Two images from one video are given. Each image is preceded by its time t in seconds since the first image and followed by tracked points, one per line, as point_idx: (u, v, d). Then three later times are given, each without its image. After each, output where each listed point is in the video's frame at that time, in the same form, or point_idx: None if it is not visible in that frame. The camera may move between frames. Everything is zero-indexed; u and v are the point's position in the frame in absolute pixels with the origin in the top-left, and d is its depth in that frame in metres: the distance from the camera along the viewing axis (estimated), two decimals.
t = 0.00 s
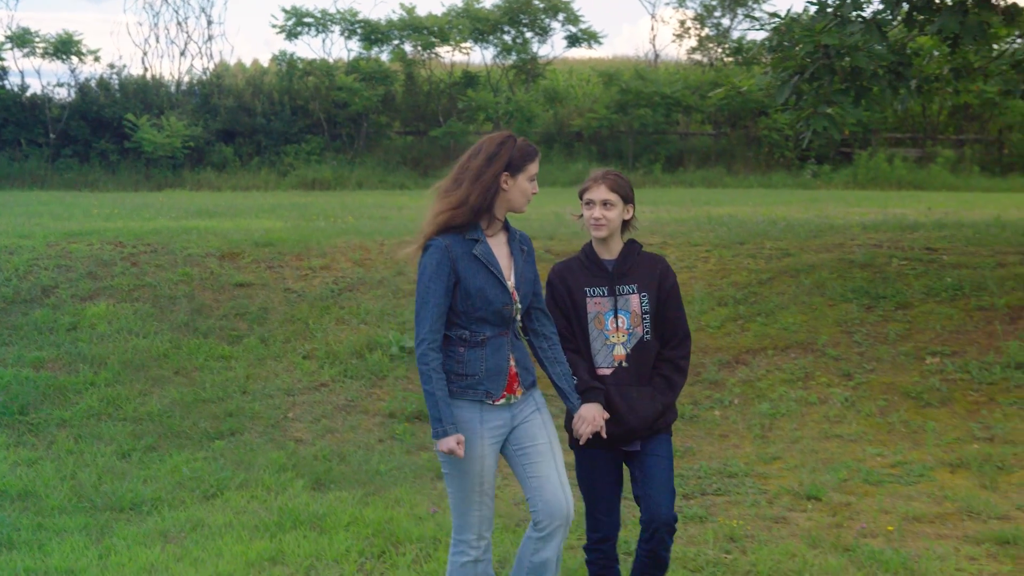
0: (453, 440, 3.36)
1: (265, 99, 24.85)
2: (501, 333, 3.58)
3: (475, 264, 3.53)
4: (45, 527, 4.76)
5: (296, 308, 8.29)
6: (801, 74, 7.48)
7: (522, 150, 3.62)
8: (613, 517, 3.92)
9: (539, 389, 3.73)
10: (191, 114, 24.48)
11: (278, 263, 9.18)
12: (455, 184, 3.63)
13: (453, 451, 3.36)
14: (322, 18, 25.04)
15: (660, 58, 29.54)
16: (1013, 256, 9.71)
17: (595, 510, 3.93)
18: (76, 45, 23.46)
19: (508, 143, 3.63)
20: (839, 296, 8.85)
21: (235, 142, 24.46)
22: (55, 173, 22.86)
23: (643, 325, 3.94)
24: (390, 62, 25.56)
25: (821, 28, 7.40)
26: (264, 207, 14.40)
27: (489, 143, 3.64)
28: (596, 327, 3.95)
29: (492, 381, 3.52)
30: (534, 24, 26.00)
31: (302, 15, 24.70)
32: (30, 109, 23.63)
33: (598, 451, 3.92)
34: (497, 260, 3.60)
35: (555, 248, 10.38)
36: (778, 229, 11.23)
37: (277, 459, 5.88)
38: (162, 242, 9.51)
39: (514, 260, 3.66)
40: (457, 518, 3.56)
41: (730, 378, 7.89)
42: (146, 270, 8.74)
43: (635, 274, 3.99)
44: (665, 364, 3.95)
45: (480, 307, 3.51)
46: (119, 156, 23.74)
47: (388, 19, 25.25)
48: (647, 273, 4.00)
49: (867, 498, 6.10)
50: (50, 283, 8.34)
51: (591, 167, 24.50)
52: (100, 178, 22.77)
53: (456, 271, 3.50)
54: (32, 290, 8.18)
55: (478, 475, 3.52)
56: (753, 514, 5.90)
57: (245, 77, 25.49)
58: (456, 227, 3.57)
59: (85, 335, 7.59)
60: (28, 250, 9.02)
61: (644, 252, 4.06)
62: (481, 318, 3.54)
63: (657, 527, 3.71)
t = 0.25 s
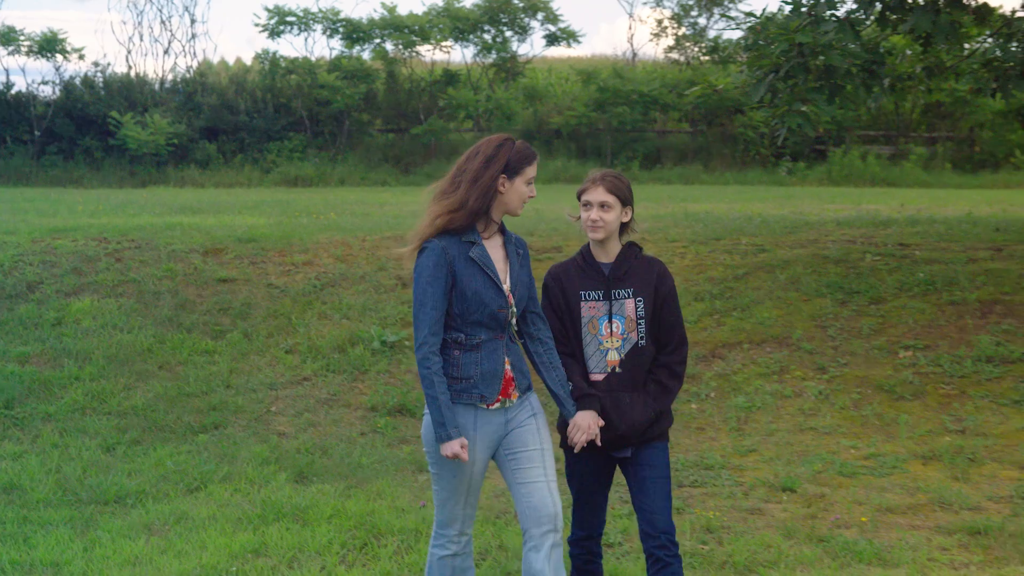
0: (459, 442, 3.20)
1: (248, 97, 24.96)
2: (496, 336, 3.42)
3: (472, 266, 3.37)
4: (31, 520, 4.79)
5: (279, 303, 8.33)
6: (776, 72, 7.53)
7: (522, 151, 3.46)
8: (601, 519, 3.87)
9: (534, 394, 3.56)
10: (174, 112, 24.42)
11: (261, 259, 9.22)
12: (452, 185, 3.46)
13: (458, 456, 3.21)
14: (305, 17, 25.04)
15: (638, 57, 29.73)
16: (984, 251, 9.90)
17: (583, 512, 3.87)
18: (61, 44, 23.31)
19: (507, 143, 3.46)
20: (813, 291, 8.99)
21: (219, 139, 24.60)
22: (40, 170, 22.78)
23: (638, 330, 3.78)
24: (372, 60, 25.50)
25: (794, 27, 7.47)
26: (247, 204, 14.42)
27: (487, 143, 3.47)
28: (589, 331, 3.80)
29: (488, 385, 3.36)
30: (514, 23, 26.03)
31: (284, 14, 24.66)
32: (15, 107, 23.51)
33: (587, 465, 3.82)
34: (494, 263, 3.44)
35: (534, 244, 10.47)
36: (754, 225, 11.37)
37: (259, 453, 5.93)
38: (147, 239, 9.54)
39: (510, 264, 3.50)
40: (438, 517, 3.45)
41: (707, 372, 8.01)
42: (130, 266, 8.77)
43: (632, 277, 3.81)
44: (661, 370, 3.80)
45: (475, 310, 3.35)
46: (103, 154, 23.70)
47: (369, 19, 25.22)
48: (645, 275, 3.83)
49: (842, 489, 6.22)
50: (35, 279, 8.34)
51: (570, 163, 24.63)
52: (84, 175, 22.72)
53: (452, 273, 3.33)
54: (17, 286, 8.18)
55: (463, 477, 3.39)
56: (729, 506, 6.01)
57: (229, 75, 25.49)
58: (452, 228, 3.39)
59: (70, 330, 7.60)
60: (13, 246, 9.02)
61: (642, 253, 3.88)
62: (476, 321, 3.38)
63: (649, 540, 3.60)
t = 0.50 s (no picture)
0: (457, 458, 3.21)
1: (229, 94, 24.71)
2: (498, 346, 3.40)
3: (473, 274, 3.36)
4: (11, 516, 4.79)
5: (260, 299, 8.33)
6: (754, 68, 7.63)
7: (521, 157, 3.46)
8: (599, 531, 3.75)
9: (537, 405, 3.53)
10: (156, 109, 24.27)
11: (242, 255, 9.21)
12: (452, 193, 3.47)
13: (456, 471, 3.21)
14: (286, 13, 24.93)
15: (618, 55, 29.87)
16: (959, 247, 10.01)
17: (580, 522, 3.76)
18: (41, 41, 23.10)
19: (507, 150, 3.46)
20: (790, 286, 9.08)
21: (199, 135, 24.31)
22: (19, 167, 22.66)
23: (642, 338, 3.67)
24: (351, 58, 25.63)
25: (773, 24, 7.56)
26: (227, 201, 14.38)
27: (488, 150, 3.48)
28: (593, 339, 3.69)
29: (490, 396, 3.34)
30: (494, 21, 26.15)
31: (265, 11, 24.55)
32: None
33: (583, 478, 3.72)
34: (496, 271, 3.42)
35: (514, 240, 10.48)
36: (732, 221, 11.46)
37: (240, 448, 5.94)
38: (127, 235, 9.51)
39: (511, 272, 3.49)
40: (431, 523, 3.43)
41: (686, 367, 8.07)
42: (111, 262, 8.75)
43: (637, 283, 3.70)
44: (666, 379, 3.68)
45: (477, 319, 3.34)
46: (84, 150, 23.55)
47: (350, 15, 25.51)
48: (649, 281, 3.72)
49: (819, 484, 6.30)
50: (15, 275, 8.30)
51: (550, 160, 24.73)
52: (65, 172, 22.61)
53: (453, 282, 3.32)
54: None
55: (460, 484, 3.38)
56: (707, 500, 6.08)
57: (209, 72, 25.29)
58: (453, 236, 3.40)
59: (50, 326, 7.57)
60: None
61: (648, 259, 3.77)
62: (478, 331, 3.36)
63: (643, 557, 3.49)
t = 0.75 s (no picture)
0: (452, 452, 3.21)
1: (213, 93, 24.78)
2: (510, 339, 3.40)
3: (482, 267, 3.37)
4: None
5: (245, 295, 8.37)
6: (730, 68, 7.71)
7: (531, 149, 3.46)
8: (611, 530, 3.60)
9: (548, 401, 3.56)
10: (140, 107, 24.40)
11: (226, 252, 9.24)
12: (461, 186, 3.48)
13: (450, 466, 3.22)
14: (268, 13, 24.87)
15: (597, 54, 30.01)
16: (932, 244, 10.19)
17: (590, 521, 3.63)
18: (27, 40, 22.95)
19: (517, 142, 3.46)
20: (767, 283, 9.22)
21: (184, 133, 24.37)
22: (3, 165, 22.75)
23: (648, 331, 3.66)
24: (334, 57, 25.67)
25: (749, 24, 7.67)
26: (212, 198, 14.40)
27: (498, 142, 3.49)
28: (598, 332, 3.67)
29: (501, 389, 3.34)
30: (475, 20, 26.31)
31: (248, 11, 24.51)
32: None
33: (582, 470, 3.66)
34: (505, 263, 3.43)
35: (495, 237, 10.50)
36: (710, 218, 11.59)
37: (224, 443, 5.99)
38: (113, 232, 9.54)
39: (522, 265, 3.50)
40: (450, 528, 3.40)
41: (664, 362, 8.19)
42: (96, 259, 8.78)
43: (642, 276, 3.70)
44: (671, 373, 3.67)
45: (486, 311, 3.34)
46: (69, 148, 23.55)
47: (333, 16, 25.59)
48: (654, 275, 3.72)
49: (794, 476, 6.43)
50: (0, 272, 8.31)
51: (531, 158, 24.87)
52: (50, 169, 22.67)
53: (462, 273, 3.33)
54: None
55: (474, 486, 3.35)
56: (685, 493, 6.19)
57: (193, 71, 25.41)
58: (463, 229, 3.40)
59: (36, 322, 7.59)
60: None
61: (652, 253, 3.78)
62: (488, 323, 3.36)
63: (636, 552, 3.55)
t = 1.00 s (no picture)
0: (458, 439, 3.21)
1: (197, 90, 25.16)
2: (513, 328, 3.40)
3: (485, 255, 3.37)
4: None
5: (228, 290, 8.41)
6: (707, 67, 7.85)
7: (539, 137, 3.46)
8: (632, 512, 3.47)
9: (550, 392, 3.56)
10: (126, 105, 24.79)
11: (210, 248, 9.29)
12: (468, 171, 3.48)
13: (458, 452, 3.20)
14: (252, 12, 24.84)
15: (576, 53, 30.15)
16: (905, 239, 10.36)
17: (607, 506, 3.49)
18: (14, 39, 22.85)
19: (525, 130, 3.46)
20: (742, 278, 9.36)
21: (168, 131, 24.70)
22: None
23: (646, 323, 3.66)
24: (317, 56, 25.80)
25: (725, 24, 7.79)
26: (196, 194, 14.41)
27: (507, 129, 3.48)
28: (597, 323, 3.67)
29: (502, 378, 3.33)
30: (456, 19, 26.26)
31: (232, 10, 24.49)
32: None
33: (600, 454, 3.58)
34: (509, 252, 3.43)
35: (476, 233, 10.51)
36: (687, 215, 11.72)
37: (208, 436, 6.05)
38: (98, 228, 9.59)
39: (527, 253, 3.50)
40: (485, 523, 3.28)
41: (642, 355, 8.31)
42: (81, 255, 8.83)
43: (640, 268, 3.69)
44: (669, 365, 3.68)
45: (489, 300, 3.35)
46: (56, 145, 23.91)
47: (315, 15, 25.57)
48: (652, 266, 3.71)
49: (770, 467, 6.56)
50: None
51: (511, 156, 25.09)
52: (37, 167, 23.08)
53: (465, 261, 3.34)
54: None
55: (498, 473, 3.27)
56: (663, 484, 6.31)
57: (178, 69, 25.73)
58: (467, 216, 3.41)
59: (22, 317, 7.61)
60: None
61: (649, 243, 3.76)
62: (491, 311, 3.37)
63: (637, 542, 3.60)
